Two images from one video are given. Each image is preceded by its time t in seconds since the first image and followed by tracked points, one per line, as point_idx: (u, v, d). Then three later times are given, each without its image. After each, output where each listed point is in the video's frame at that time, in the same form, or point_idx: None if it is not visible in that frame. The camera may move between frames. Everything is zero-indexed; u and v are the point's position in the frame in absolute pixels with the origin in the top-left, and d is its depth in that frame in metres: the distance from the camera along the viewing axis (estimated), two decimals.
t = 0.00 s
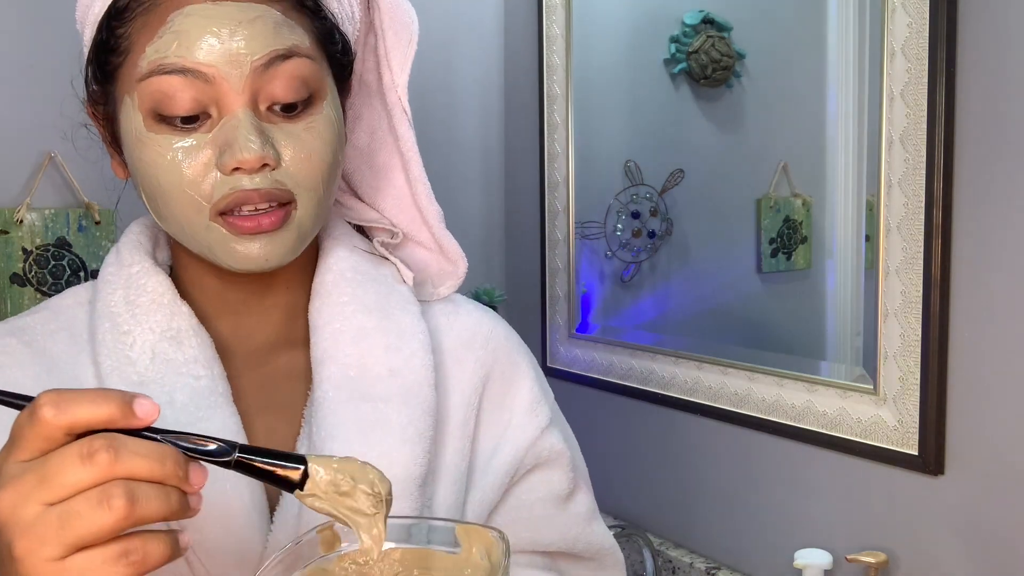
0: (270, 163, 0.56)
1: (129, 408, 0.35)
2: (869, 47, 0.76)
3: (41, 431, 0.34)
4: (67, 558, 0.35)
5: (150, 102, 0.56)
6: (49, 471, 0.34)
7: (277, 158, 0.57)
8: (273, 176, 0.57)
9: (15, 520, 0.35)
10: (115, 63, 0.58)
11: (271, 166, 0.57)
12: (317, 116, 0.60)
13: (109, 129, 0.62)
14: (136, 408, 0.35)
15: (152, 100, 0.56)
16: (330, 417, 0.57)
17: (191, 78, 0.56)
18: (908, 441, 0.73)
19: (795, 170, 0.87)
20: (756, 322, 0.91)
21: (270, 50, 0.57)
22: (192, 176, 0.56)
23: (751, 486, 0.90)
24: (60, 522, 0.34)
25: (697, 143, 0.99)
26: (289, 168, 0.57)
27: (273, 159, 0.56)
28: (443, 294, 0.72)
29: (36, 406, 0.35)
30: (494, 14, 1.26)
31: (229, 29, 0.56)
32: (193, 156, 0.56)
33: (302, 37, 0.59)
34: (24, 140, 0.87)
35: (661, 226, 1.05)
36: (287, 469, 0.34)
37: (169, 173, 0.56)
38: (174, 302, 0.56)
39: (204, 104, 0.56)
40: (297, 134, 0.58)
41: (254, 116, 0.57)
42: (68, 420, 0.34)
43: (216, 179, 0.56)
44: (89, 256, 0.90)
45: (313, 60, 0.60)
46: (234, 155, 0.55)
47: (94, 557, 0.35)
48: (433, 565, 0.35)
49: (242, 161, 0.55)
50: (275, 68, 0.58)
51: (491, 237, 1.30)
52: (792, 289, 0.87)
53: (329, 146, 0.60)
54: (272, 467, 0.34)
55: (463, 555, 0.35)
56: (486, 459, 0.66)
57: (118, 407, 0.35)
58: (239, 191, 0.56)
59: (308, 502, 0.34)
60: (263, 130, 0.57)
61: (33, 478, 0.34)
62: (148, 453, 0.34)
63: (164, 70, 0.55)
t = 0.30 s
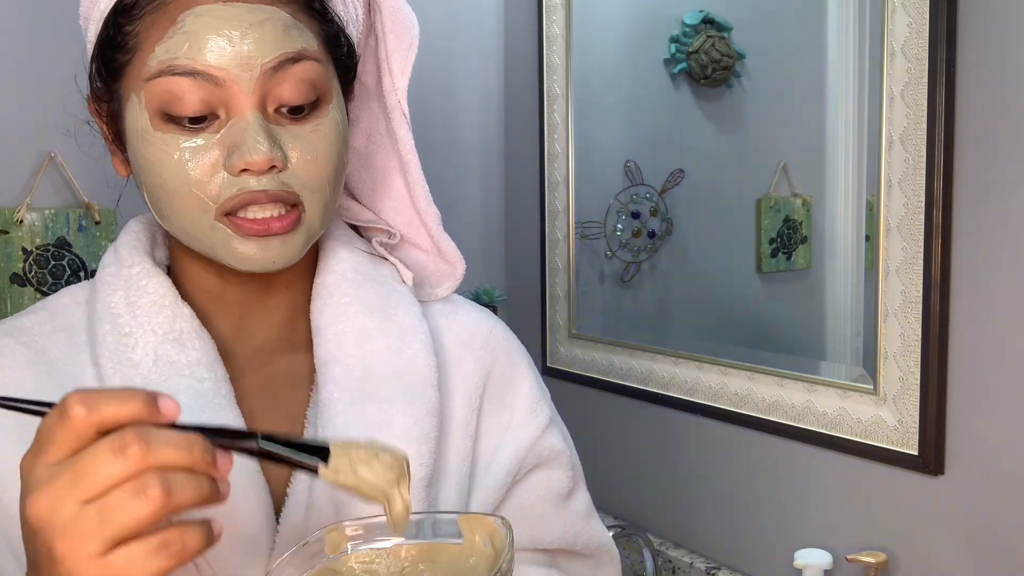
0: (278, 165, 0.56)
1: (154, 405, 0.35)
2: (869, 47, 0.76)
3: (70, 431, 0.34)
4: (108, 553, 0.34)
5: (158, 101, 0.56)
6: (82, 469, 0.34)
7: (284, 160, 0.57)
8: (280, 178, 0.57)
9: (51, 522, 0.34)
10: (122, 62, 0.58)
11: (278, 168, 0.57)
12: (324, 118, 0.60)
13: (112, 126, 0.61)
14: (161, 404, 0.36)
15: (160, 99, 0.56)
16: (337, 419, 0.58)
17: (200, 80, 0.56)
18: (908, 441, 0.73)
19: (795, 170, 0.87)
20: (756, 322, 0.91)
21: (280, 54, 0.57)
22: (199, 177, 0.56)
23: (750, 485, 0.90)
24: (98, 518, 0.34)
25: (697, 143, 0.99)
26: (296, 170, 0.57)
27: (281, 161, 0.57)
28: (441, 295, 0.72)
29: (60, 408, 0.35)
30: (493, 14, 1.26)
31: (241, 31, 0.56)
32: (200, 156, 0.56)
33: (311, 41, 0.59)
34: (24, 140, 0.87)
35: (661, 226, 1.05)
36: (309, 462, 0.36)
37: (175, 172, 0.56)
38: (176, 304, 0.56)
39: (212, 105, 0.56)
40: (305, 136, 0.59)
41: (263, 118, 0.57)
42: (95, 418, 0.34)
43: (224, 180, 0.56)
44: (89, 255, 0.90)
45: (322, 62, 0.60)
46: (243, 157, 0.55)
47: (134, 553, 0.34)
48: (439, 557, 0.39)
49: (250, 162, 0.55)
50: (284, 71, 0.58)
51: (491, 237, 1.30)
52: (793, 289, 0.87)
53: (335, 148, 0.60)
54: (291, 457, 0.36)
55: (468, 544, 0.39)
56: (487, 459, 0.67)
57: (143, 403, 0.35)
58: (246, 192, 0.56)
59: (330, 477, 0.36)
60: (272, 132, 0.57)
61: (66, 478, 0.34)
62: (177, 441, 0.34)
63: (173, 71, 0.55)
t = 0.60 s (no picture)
0: (268, 141, 0.56)
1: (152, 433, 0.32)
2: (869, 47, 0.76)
3: (61, 439, 0.32)
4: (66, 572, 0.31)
5: (149, 80, 0.56)
6: (68, 479, 0.31)
7: (275, 137, 0.57)
8: (270, 156, 0.57)
9: (21, 527, 0.32)
10: (115, 46, 0.58)
11: (269, 145, 0.56)
12: (316, 98, 0.60)
13: (108, 116, 0.62)
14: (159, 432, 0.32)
15: (150, 77, 0.56)
16: (336, 423, 0.57)
17: (188, 51, 0.56)
18: (908, 441, 0.73)
19: (795, 170, 0.87)
20: (756, 322, 0.91)
21: (269, 28, 0.58)
22: (191, 154, 0.56)
23: (750, 486, 0.90)
24: (69, 532, 0.31)
25: (697, 143, 0.99)
26: (287, 151, 0.57)
27: (271, 138, 0.56)
28: (447, 298, 0.72)
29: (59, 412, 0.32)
30: (493, 14, 1.26)
31: (229, 5, 0.57)
32: (192, 134, 0.56)
33: (303, 19, 0.60)
34: (24, 140, 0.87)
35: (661, 225, 1.05)
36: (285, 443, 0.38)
37: (167, 152, 0.56)
38: (175, 306, 0.57)
39: (201, 79, 0.56)
40: (296, 114, 0.58)
41: (253, 93, 0.57)
42: (89, 431, 0.31)
43: (214, 157, 0.56)
44: (88, 255, 0.90)
45: (313, 41, 0.60)
46: (232, 131, 0.55)
47: None
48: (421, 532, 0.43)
49: (240, 137, 0.55)
50: (273, 45, 0.58)
51: (491, 237, 1.30)
52: (793, 289, 0.87)
53: (327, 130, 0.60)
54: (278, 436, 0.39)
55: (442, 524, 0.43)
56: (490, 462, 0.67)
57: (143, 427, 0.32)
58: (237, 170, 0.56)
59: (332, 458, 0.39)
60: (262, 108, 0.57)
61: (48, 484, 0.32)
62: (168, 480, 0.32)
63: (162, 45, 0.56)
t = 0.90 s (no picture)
0: (265, 132, 0.56)
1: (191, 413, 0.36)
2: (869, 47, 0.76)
3: (71, 359, 0.36)
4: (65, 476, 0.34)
5: (147, 71, 0.57)
6: (66, 391, 0.35)
7: (273, 128, 0.57)
8: (268, 147, 0.56)
9: (24, 446, 0.34)
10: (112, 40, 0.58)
11: (266, 136, 0.56)
12: (314, 92, 0.60)
13: (105, 112, 0.62)
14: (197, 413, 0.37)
15: (149, 68, 0.57)
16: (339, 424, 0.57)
17: (185, 40, 0.56)
18: (908, 441, 0.73)
19: (795, 170, 0.87)
20: (756, 322, 0.91)
21: (267, 20, 0.58)
22: (187, 144, 0.56)
23: (750, 486, 0.91)
24: (65, 442, 0.34)
25: (697, 143, 0.99)
26: (285, 140, 0.57)
27: (269, 129, 0.56)
28: (448, 299, 0.72)
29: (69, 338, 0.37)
30: (493, 14, 1.26)
31: None
32: (188, 125, 0.56)
33: (301, 12, 0.60)
34: (24, 140, 0.87)
35: (661, 225, 1.05)
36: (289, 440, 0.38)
37: (162, 143, 0.56)
38: (174, 309, 0.57)
39: (199, 70, 0.57)
40: (294, 106, 0.58)
41: (250, 84, 0.57)
42: (96, 347, 0.36)
43: (210, 147, 0.56)
44: (88, 255, 0.90)
45: (312, 34, 0.61)
46: (229, 122, 0.55)
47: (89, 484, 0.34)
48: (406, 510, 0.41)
49: (237, 127, 0.55)
50: (271, 37, 0.58)
51: (491, 237, 1.30)
52: (793, 289, 0.87)
53: (326, 122, 0.60)
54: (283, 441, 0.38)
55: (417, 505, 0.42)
56: (492, 463, 0.66)
57: (144, 346, 0.36)
58: (235, 160, 0.56)
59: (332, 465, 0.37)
60: (260, 99, 0.57)
61: (50, 399, 0.35)
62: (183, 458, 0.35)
63: (159, 36, 0.56)
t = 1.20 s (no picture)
0: (285, 145, 0.56)
1: (238, 401, 0.36)
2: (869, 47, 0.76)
3: (154, 390, 0.36)
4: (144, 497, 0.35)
5: (163, 87, 0.57)
6: (146, 423, 0.35)
7: (292, 140, 0.57)
8: (288, 159, 0.57)
9: (99, 466, 0.35)
10: (123, 54, 0.58)
11: (286, 149, 0.57)
12: (330, 101, 0.60)
13: (116, 125, 0.62)
14: (244, 397, 0.37)
15: (165, 83, 0.56)
16: (354, 421, 0.58)
17: (201, 57, 0.56)
18: (908, 441, 0.73)
19: (795, 170, 0.87)
20: (756, 322, 0.92)
21: (281, 34, 0.58)
22: (206, 160, 0.56)
23: (750, 486, 0.91)
24: (145, 470, 0.34)
25: (697, 143, 1.00)
26: (304, 153, 0.57)
27: (288, 142, 0.56)
28: (444, 302, 0.72)
29: (153, 370, 0.37)
30: (493, 14, 1.26)
31: (239, 9, 0.56)
32: (207, 141, 0.56)
33: (312, 23, 0.60)
34: (24, 140, 0.87)
35: (661, 225, 1.05)
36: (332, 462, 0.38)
37: (180, 159, 0.56)
38: (187, 307, 0.57)
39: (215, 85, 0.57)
40: (311, 117, 0.59)
41: (267, 97, 0.57)
42: (181, 383, 0.36)
43: (230, 162, 0.56)
44: (88, 255, 0.90)
45: (323, 44, 0.61)
46: (249, 137, 0.55)
47: (164, 514, 0.35)
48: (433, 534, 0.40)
49: (257, 142, 0.55)
50: (285, 50, 0.58)
51: (491, 237, 1.30)
52: (793, 289, 0.87)
53: (342, 131, 0.60)
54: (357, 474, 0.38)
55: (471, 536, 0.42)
56: (499, 461, 0.67)
57: (228, 385, 0.37)
58: (256, 173, 0.56)
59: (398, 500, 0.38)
60: (278, 111, 0.57)
61: (130, 427, 0.35)
62: (245, 476, 0.35)
63: (174, 53, 0.56)
